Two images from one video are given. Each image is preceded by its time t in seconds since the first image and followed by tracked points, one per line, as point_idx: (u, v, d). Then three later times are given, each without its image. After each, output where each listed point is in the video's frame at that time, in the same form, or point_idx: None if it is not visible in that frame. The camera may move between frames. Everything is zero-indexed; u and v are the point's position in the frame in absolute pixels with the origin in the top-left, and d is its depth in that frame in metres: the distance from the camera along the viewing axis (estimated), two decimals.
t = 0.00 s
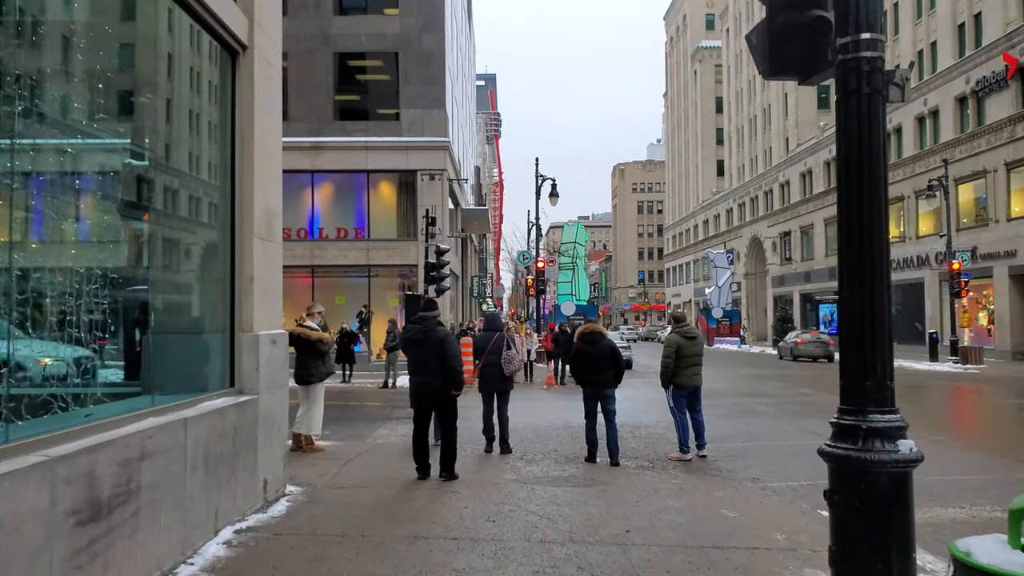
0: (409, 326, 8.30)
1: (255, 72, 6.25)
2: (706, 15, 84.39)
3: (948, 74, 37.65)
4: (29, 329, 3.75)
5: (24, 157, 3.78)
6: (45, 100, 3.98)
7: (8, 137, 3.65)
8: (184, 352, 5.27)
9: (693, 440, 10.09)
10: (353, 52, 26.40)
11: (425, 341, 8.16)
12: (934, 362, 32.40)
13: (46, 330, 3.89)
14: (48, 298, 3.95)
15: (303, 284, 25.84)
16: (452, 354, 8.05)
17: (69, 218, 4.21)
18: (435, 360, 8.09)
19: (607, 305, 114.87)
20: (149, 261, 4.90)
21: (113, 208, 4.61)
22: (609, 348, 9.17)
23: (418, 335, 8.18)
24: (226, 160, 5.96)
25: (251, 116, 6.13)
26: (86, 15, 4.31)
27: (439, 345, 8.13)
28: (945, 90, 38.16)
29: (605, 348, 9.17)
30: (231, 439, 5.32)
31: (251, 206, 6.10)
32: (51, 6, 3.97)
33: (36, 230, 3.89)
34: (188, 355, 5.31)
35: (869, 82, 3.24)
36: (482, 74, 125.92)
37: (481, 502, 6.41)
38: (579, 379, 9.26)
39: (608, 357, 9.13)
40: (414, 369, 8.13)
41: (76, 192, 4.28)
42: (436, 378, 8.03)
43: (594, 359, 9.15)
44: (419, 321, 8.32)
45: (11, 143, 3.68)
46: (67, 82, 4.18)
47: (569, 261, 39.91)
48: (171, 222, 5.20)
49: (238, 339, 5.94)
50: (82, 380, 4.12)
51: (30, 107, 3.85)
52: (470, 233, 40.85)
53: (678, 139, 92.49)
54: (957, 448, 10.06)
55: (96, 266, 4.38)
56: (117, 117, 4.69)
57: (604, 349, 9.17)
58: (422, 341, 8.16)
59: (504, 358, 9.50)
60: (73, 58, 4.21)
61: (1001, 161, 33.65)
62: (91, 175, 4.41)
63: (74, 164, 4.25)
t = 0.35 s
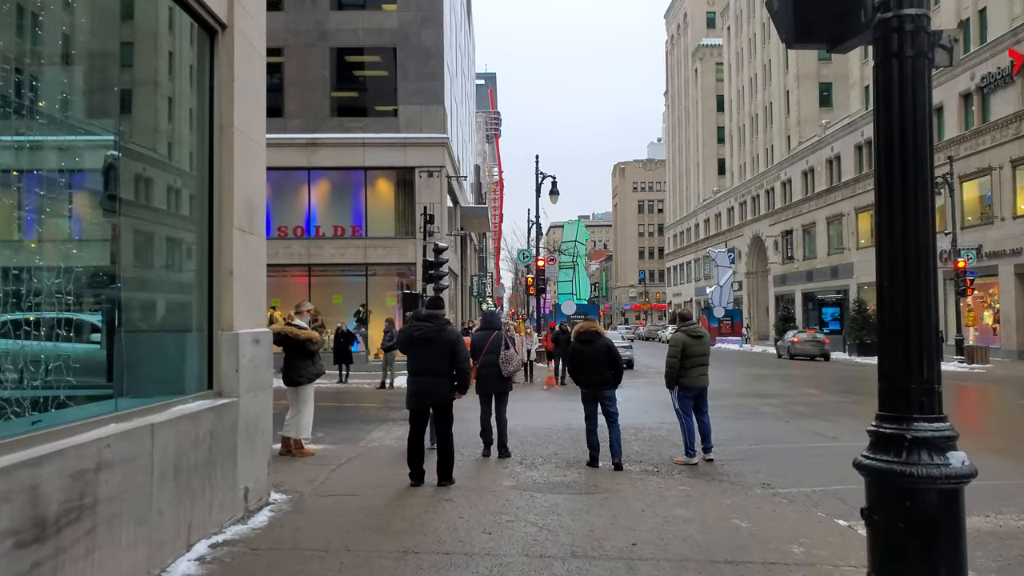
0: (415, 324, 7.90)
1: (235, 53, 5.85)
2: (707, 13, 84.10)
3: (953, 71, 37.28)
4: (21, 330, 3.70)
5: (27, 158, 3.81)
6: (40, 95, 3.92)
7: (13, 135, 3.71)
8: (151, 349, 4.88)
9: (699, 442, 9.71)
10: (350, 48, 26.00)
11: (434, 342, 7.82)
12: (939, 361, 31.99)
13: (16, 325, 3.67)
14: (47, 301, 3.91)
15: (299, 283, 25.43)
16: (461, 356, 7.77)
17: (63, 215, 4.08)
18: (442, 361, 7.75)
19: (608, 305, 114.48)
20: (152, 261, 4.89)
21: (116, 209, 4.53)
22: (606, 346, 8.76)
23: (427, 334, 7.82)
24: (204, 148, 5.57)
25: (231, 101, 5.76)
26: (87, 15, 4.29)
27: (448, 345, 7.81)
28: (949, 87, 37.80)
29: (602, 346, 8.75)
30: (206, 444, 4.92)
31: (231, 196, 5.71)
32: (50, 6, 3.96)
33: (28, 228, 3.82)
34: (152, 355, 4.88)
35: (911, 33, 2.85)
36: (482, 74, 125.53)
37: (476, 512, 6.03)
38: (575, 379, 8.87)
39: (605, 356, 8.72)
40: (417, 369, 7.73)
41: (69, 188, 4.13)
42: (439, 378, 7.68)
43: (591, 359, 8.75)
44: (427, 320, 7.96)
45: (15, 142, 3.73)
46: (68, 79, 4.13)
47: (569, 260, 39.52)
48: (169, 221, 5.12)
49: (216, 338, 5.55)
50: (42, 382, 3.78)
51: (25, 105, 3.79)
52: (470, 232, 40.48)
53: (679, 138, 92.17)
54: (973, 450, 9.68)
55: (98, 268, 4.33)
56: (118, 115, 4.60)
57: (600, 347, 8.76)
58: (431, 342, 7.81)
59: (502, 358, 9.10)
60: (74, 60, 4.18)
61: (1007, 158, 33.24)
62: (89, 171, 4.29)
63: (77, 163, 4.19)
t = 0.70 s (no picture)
0: (420, 324, 7.55)
1: (214, 37, 5.45)
2: (708, 13, 83.86)
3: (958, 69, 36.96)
4: None
5: (27, 157, 3.84)
6: (40, 95, 3.94)
7: (11, 133, 3.72)
8: (115, 354, 4.49)
9: (705, 449, 9.35)
10: (348, 45, 25.64)
11: (437, 344, 7.48)
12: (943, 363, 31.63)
13: None
14: (51, 299, 3.95)
15: (296, 283, 25.05)
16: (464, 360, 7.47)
17: (56, 214, 4.04)
18: (444, 362, 7.42)
19: (608, 306, 114.12)
20: (154, 260, 4.88)
21: (115, 207, 4.57)
22: (608, 349, 8.42)
23: (432, 336, 7.48)
24: (181, 138, 5.21)
25: (210, 87, 5.37)
26: (87, 15, 4.30)
27: (452, 348, 7.49)
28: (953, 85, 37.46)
29: (604, 349, 8.42)
30: (178, 455, 4.55)
31: (211, 191, 5.35)
32: (51, 5, 4.00)
33: (20, 227, 3.77)
34: (114, 361, 4.47)
35: None
36: (482, 73, 125.24)
37: (471, 526, 5.66)
38: (576, 383, 8.48)
39: (609, 359, 8.37)
40: (417, 370, 7.35)
41: (65, 186, 4.11)
42: (440, 380, 7.34)
43: (593, 362, 8.39)
44: (431, 321, 7.62)
45: (13, 139, 3.74)
46: (69, 77, 4.17)
47: (570, 260, 39.16)
48: (167, 221, 5.05)
49: (192, 342, 5.18)
50: None
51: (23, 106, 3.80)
52: (470, 232, 40.14)
53: (680, 138, 91.86)
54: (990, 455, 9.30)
55: (97, 264, 4.35)
56: (117, 115, 4.62)
57: (603, 350, 8.42)
58: (435, 343, 7.47)
59: (500, 360, 8.73)
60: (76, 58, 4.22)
61: (1012, 158, 32.89)
62: (85, 170, 4.28)
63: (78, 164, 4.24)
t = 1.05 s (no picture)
0: (417, 322, 7.16)
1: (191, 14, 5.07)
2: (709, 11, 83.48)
3: (963, 66, 36.61)
4: None
5: (29, 154, 3.76)
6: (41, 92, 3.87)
7: (14, 131, 3.65)
8: (76, 359, 4.12)
9: (713, 452, 9.00)
10: (346, 40, 25.28)
11: (436, 343, 7.10)
12: (948, 363, 31.29)
13: None
14: (48, 299, 3.88)
15: (293, 282, 24.76)
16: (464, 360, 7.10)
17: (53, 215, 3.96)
18: (442, 362, 7.05)
19: (608, 305, 113.68)
20: (152, 259, 4.76)
21: (116, 206, 4.50)
22: (613, 349, 8.06)
23: (429, 334, 7.10)
24: (155, 125, 4.84)
25: (186, 66, 4.99)
26: (87, 12, 4.28)
27: (451, 347, 7.11)
28: (958, 82, 37.13)
29: (609, 349, 8.06)
30: (149, 465, 4.17)
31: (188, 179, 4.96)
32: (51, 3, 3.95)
33: (15, 224, 3.66)
34: (78, 364, 4.11)
35: None
36: (482, 73, 124.94)
37: (467, 538, 5.31)
38: (581, 384, 8.13)
39: (615, 359, 8.02)
40: (415, 371, 7.00)
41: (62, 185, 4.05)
42: (438, 381, 6.98)
43: (597, 362, 8.04)
44: (430, 319, 7.24)
45: (16, 137, 3.67)
46: (68, 77, 4.11)
47: (570, 260, 38.76)
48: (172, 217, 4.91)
49: (168, 339, 4.81)
50: None
51: (23, 101, 3.72)
52: (470, 230, 39.78)
53: (681, 137, 91.47)
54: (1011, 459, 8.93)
55: (97, 266, 4.31)
56: (118, 114, 4.54)
57: (608, 350, 8.07)
58: (433, 342, 7.09)
59: (498, 360, 8.34)
60: (75, 55, 4.17)
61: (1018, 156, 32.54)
62: (85, 171, 4.23)
63: (77, 166, 4.18)
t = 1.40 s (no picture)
0: (411, 326, 6.75)
1: None
2: (710, 10, 83.15)
3: (967, 64, 36.29)
4: None
5: (28, 153, 3.86)
6: (38, 92, 3.95)
7: (10, 127, 3.74)
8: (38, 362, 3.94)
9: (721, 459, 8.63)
10: (343, 37, 24.92)
11: (430, 347, 6.70)
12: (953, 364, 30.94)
13: None
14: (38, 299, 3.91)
15: (290, 282, 24.40)
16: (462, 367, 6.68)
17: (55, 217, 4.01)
18: (438, 368, 6.66)
19: (609, 306, 113.25)
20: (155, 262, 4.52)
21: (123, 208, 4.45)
22: (618, 351, 7.69)
23: (424, 338, 6.69)
24: (122, 111, 4.50)
25: (157, 47, 4.64)
26: (88, 11, 4.29)
27: (447, 351, 6.69)
28: (962, 81, 36.81)
29: (614, 351, 7.69)
30: (111, 480, 3.81)
31: (158, 169, 4.60)
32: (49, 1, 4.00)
33: (8, 223, 3.73)
34: (45, 371, 3.98)
35: None
36: (482, 73, 124.62)
37: (461, 555, 4.95)
38: (586, 388, 7.78)
39: (620, 362, 7.65)
40: (409, 376, 6.64)
41: (60, 183, 4.08)
42: (433, 388, 6.61)
43: (601, 366, 7.67)
44: (426, 321, 6.84)
45: (11, 133, 3.75)
46: (70, 75, 4.16)
47: (571, 260, 38.38)
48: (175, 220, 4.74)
49: (138, 342, 4.45)
50: None
51: (23, 101, 3.84)
52: (469, 230, 39.40)
53: (682, 136, 91.13)
54: None
55: (100, 267, 4.30)
56: (116, 111, 4.46)
57: (612, 353, 7.69)
58: (427, 346, 6.69)
59: (496, 363, 7.99)
60: (75, 55, 4.20)
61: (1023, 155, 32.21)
62: (86, 172, 4.23)
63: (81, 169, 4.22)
